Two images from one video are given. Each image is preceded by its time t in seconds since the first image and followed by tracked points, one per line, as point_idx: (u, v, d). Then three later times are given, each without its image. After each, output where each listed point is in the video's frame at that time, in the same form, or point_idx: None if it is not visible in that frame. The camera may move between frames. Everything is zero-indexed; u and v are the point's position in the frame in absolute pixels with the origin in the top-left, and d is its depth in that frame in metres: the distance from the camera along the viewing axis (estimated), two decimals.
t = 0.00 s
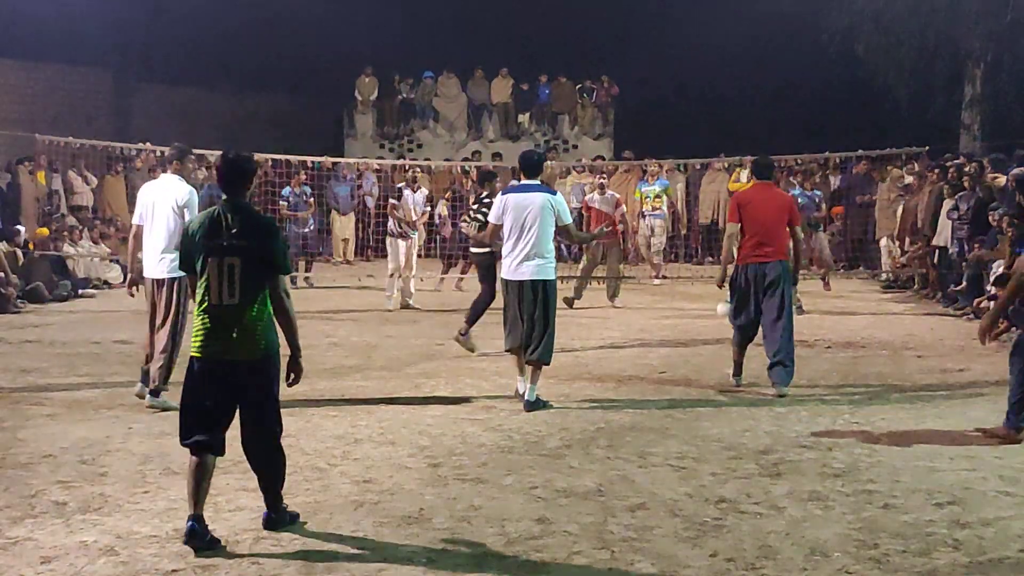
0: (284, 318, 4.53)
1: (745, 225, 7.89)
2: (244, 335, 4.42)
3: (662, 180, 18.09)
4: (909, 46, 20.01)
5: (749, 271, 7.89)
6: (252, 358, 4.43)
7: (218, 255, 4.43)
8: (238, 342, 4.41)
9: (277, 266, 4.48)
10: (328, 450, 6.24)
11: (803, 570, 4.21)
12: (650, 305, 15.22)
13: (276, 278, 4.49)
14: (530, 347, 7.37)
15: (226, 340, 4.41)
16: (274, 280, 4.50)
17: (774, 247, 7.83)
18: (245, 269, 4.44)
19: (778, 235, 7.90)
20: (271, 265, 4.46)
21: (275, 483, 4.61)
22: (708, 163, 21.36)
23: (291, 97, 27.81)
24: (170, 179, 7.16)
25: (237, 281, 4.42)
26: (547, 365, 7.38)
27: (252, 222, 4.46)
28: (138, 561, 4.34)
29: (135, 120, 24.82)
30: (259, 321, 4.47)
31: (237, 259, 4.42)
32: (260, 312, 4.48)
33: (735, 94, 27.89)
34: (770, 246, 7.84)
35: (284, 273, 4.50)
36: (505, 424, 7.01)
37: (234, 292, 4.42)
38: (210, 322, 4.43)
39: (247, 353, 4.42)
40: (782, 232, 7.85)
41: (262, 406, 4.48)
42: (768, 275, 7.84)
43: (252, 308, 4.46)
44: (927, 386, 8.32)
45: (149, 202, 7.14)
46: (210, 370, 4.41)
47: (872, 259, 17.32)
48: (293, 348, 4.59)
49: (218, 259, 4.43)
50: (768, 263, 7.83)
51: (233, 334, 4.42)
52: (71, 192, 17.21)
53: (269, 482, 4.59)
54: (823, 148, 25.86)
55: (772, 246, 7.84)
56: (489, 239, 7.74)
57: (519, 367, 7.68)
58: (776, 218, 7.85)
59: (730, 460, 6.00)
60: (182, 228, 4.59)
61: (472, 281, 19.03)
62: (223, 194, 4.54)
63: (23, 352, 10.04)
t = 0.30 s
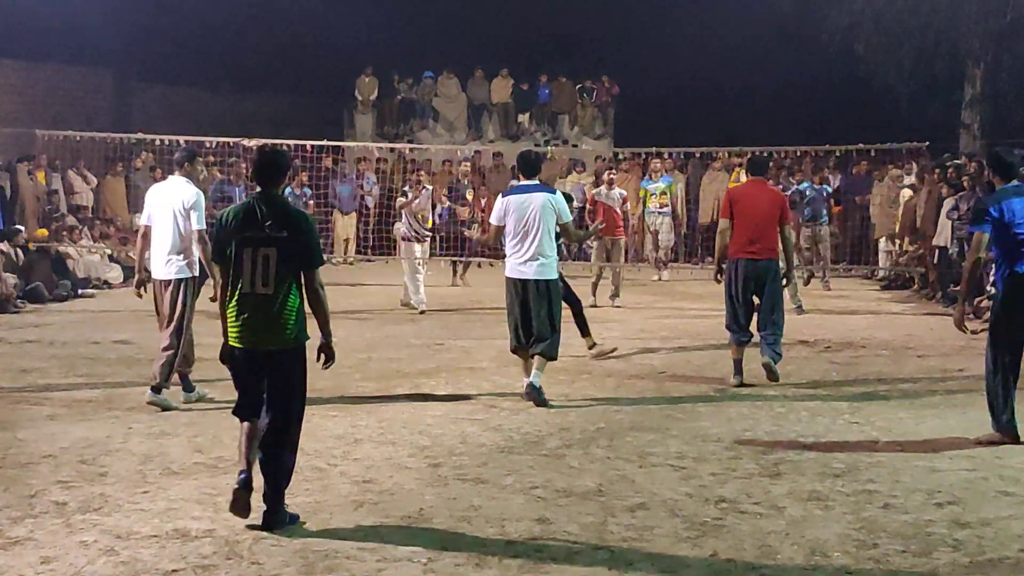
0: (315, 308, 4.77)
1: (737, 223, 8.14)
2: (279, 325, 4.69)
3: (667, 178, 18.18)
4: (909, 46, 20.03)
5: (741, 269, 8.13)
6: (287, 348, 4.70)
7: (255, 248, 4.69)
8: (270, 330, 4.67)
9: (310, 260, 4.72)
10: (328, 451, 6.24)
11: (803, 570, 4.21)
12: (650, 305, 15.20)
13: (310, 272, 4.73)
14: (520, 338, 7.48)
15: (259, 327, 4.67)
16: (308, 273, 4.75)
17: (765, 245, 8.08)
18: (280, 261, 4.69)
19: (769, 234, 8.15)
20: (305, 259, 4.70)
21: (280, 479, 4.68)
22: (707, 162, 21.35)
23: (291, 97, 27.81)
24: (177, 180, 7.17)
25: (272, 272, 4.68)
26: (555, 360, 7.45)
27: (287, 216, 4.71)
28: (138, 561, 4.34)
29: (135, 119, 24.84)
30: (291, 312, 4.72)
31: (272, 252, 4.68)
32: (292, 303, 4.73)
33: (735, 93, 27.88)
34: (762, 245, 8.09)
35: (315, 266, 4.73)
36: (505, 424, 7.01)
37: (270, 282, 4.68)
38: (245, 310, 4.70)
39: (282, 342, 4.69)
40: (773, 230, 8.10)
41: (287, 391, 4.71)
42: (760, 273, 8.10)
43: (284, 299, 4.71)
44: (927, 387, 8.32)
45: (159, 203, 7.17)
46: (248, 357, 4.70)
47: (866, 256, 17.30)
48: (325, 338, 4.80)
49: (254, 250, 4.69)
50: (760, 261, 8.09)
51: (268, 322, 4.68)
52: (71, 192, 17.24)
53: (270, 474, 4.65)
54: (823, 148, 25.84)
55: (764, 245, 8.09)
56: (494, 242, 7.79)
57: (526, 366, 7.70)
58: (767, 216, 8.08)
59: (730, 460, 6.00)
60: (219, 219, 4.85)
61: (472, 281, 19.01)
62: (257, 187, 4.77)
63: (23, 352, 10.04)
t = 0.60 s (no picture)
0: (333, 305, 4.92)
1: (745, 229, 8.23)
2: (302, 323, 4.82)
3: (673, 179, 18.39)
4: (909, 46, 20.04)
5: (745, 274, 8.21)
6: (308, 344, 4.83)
7: (275, 250, 4.78)
8: (291, 326, 4.80)
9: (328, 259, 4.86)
10: (328, 450, 6.24)
11: (803, 570, 4.21)
12: (649, 304, 15.18)
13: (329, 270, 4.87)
14: (518, 333, 7.51)
15: (279, 325, 4.79)
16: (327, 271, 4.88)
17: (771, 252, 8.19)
18: (300, 261, 4.80)
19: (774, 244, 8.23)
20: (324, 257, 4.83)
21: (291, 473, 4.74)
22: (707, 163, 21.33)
23: (291, 96, 27.80)
24: (183, 181, 7.20)
25: (293, 272, 4.79)
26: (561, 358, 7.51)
27: (306, 218, 4.82)
28: (138, 560, 4.34)
29: (135, 119, 24.88)
30: (310, 309, 4.84)
31: (293, 253, 4.78)
32: (312, 302, 4.86)
33: (736, 92, 27.84)
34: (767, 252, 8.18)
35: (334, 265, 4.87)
36: (505, 424, 7.00)
37: (291, 282, 4.79)
38: (267, 310, 4.80)
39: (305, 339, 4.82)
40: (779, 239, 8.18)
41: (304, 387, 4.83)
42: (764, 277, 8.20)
43: (304, 296, 4.84)
44: (927, 387, 8.31)
45: (167, 205, 7.25)
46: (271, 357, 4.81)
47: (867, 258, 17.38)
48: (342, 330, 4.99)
49: (274, 252, 4.78)
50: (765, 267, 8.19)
51: (290, 321, 4.80)
52: (71, 193, 17.26)
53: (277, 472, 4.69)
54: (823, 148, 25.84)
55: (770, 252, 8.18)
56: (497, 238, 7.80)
57: (528, 365, 7.77)
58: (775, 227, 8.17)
59: (730, 460, 6.00)
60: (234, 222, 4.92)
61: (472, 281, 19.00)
62: (273, 189, 4.86)
63: (22, 352, 10.04)
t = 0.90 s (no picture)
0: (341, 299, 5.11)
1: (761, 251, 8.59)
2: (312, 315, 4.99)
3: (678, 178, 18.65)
4: (908, 46, 20.04)
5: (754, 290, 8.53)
6: (319, 336, 5.01)
7: (286, 244, 4.97)
8: (301, 317, 4.97)
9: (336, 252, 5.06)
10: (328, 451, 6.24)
11: (803, 570, 4.21)
12: (649, 305, 15.18)
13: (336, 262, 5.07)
14: (521, 332, 7.53)
15: (290, 317, 4.96)
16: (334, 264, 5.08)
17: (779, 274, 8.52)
18: (309, 254, 5.00)
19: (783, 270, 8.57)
20: (332, 251, 5.04)
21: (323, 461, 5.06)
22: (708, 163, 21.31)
23: (291, 96, 27.79)
24: (187, 181, 7.19)
25: (302, 265, 4.97)
26: (570, 358, 7.54)
27: (314, 213, 5.02)
28: (138, 561, 4.34)
29: (136, 118, 24.88)
30: (318, 303, 5.01)
31: (302, 246, 4.98)
32: (322, 295, 5.04)
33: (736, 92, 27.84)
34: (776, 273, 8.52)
35: (341, 259, 5.07)
36: (505, 424, 7.00)
37: (302, 274, 4.97)
38: (279, 302, 4.97)
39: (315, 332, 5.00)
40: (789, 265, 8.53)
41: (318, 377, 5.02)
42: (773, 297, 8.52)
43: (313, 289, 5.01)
44: (928, 387, 8.31)
45: (169, 205, 7.22)
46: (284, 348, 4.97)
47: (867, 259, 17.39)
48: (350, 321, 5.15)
49: (285, 245, 4.97)
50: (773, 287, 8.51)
51: (302, 313, 4.97)
52: (71, 192, 17.23)
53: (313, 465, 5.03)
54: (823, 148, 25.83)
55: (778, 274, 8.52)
56: (501, 236, 7.79)
57: (528, 365, 7.76)
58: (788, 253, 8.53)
59: (730, 460, 6.00)
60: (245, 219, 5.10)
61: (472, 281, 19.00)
62: (282, 186, 5.08)
63: (22, 352, 10.03)
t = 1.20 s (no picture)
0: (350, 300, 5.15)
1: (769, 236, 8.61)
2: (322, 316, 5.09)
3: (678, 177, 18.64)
4: (909, 46, 20.06)
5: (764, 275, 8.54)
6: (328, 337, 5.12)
7: (298, 246, 5.06)
8: (312, 320, 5.08)
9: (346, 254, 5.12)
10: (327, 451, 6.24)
11: (803, 570, 4.21)
12: (649, 304, 15.20)
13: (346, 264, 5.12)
14: (525, 331, 7.54)
15: (303, 319, 5.07)
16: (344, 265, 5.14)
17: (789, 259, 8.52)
18: (321, 256, 5.07)
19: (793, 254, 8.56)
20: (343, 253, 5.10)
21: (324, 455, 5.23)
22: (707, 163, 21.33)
23: (291, 96, 27.79)
24: (189, 181, 7.20)
25: (314, 267, 5.06)
26: (576, 360, 7.53)
27: (325, 215, 5.09)
28: (138, 561, 4.34)
29: (136, 118, 24.88)
30: (328, 306, 5.11)
31: (314, 248, 5.06)
32: (333, 296, 5.12)
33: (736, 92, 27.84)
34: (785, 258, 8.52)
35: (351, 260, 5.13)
36: (505, 424, 7.00)
37: (314, 276, 5.06)
38: (292, 303, 5.08)
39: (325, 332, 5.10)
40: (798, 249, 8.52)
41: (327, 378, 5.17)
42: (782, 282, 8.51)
43: (324, 292, 5.10)
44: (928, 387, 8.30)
45: (171, 204, 7.21)
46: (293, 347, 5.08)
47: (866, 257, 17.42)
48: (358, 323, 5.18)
49: (298, 247, 5.07)
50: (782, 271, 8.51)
51: (312, 315, 5.07)
52: (71, 192, 17.28)
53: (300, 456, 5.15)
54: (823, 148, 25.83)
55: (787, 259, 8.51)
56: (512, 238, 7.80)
57: (529, 365, 7.76)
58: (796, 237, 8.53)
59: (729, 460, 6.00)
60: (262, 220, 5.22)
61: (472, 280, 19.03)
62: (297, 187, 5.15)
63: (22, 352, 10.04)
